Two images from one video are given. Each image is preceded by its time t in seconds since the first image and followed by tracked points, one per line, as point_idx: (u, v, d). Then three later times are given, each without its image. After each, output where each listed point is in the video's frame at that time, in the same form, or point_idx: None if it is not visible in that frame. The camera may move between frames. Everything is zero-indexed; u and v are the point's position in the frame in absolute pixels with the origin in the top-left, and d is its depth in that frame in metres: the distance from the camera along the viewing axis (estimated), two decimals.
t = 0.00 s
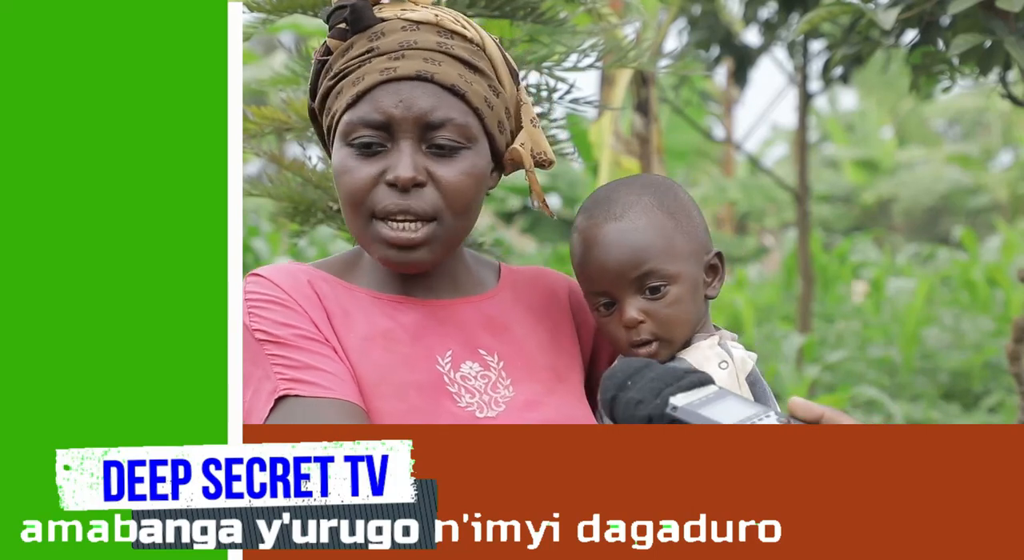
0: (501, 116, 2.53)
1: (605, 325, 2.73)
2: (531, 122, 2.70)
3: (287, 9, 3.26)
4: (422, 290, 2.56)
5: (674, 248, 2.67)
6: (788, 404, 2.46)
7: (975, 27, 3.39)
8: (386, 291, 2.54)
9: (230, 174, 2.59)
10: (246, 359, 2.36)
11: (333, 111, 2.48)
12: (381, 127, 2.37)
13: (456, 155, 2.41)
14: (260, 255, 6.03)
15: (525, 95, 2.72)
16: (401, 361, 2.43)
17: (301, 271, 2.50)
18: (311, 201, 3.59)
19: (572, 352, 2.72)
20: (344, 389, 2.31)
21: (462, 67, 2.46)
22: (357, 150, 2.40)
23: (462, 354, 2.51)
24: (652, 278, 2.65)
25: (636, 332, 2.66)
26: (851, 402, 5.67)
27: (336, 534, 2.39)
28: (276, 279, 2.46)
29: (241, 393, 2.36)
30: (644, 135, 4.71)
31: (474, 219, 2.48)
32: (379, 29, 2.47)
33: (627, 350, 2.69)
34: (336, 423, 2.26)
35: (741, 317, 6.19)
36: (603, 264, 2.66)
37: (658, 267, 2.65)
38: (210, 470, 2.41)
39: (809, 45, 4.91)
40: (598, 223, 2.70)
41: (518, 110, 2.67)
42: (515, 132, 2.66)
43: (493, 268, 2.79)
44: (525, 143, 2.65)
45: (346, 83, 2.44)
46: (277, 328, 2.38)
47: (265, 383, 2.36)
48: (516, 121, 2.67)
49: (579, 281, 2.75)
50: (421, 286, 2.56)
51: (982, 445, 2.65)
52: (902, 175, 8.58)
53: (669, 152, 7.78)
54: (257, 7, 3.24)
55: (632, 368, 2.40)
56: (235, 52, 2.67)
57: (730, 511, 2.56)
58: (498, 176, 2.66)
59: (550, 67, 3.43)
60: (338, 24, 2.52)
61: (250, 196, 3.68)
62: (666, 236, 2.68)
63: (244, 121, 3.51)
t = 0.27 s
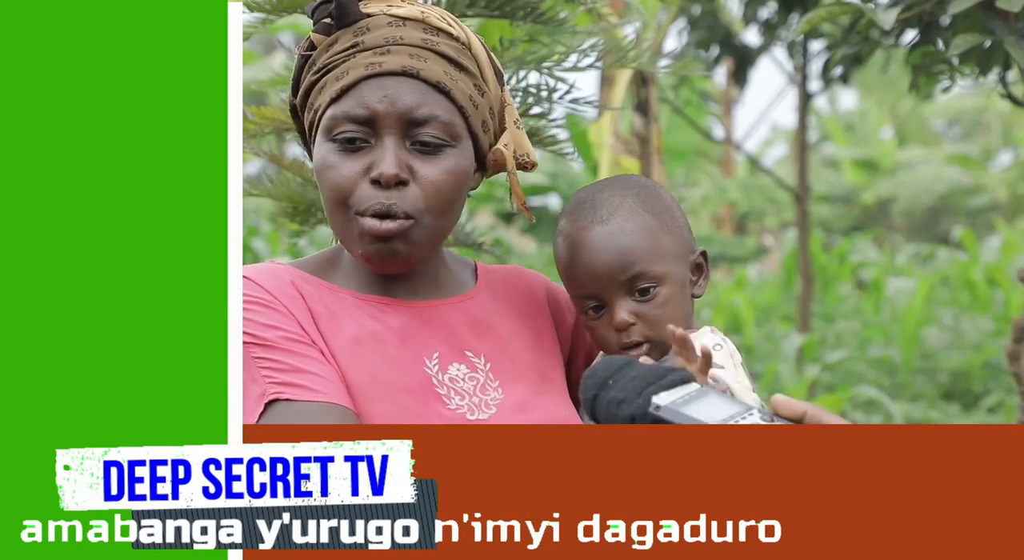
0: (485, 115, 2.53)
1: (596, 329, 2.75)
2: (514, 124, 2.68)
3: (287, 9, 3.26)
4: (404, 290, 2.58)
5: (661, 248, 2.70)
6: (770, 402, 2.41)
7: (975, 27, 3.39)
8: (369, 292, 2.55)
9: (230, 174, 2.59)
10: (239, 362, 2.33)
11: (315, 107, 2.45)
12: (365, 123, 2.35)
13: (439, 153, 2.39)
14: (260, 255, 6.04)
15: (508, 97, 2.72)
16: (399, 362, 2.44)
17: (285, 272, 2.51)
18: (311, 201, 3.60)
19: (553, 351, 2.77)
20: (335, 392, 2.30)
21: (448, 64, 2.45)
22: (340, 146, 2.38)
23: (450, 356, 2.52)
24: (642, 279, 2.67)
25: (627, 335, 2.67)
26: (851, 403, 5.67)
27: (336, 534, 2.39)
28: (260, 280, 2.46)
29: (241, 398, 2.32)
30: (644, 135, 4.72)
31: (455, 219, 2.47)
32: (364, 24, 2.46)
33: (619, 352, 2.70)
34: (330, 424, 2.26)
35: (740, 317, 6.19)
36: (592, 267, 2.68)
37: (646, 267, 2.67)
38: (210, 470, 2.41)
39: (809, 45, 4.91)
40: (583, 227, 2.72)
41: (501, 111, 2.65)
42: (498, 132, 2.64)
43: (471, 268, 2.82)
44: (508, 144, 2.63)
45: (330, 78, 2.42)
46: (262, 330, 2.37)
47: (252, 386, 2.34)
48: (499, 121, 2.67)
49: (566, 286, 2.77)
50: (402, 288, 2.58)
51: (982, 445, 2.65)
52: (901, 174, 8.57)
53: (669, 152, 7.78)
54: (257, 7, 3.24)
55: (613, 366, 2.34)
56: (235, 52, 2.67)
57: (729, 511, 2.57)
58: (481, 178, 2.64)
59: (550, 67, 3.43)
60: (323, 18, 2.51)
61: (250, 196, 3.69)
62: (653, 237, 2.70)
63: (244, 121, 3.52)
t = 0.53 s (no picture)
0: (470, 115, 2.54)
1: (558, 324, 2.77)
2: (498, 123, 2.72)
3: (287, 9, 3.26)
4: (389, 292, 2.57)
5: (624, 247, 2.74)
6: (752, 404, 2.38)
7: (975, 27, 3.39)
8: (356, 293, 2.53)
9: (230, 175, 2.59)
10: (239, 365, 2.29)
11: (299, 107, 2.43)
12: (353, 124, 2.34)
13: (427, 154, 2.40)
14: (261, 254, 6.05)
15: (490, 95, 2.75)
16: (397, 360, 2.44)
17: (272, 272, 2.45)
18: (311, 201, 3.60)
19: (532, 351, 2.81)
20: (339, 393, 2.26)
21: (435, 65, 2.45)
22: (326, 147, 2.36)
23: (441, 357, 2.53)
24: (606, 276, 2.70)
25: (591, 331, 2.70)
26: (851, 403, 5.67)
27: (336, 534, 2.39)
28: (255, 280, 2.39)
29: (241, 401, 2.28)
30: (643, 135, 4.72)
31: (441, 220, 2.48)
32: (350, 23, 2.44)
33: (581, 348, 2.73)
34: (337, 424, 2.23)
35: (740, 317, 6.20)
36: (558, 264, 2.70)
37: (611, 265, 2.70)
38: (210, 470, 2.41)
39: (809, 45, 4.91)
40: (549, 224, 2.74)
41: (484, 110, 2.68)
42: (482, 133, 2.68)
43: (445, 269, 2.83)
44: (493, 143, 2.66)
45: (315, 78, 2.39)
46: (259, 330, 2.31)
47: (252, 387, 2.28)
48: (482, 120, 2.69)
49: (530, 282, 2.79)
50: (389, 290, 2.57)
51: (982, 446, 2.65)
52: (901, 174, 8.57)
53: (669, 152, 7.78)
54: (256, 7, 3.24)
55: (593, 365, 2.45)
56: (235, 52, 2.67)
57: (729, 511, 2.57)
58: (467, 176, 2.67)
59: (550, 67, 3.43)
60: (307, 18, 2.50)
61: (250, 196, 3.69)
62: (617, 235, 2.73)
63: (245, 121, 3.52)
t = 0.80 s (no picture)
0: (458, 112, 2.54)
1: (525, 327, 2.79)
2: (482, 119, 2.73)
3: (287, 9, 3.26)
4: (380, 292, 2.58)
5: (583, 243, 2.80)
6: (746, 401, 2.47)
7: (974, 28, 3.39)
8: (349, 293, 2.54)
9: (230, 175, 2.59)
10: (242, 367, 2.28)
11: (286, 108, 2.42)
12: (344, 124, 2.34)
13: (419, 153, 2.40)
14: (261, 255, 6.05)
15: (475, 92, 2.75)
16: (397, 359, 2.45)
17: (268, 274, 2.45)
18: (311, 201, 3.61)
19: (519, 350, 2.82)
20: (346, 391, 2.27)
21: (423, 63, 2.45)
22: (317, 148, 2.35)
23: (437, 357, 2.53)
24: (567, 273, 2.76)
25: (558, 328, 2.74)
26: (851, 403, 5.67)
27: (336, 534, 2.39)
28: (253, 281, 2.38)
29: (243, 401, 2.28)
30: (644, 135, 4.73)
31: (434, 217, 2.48)
32: (335, 22, 2.43)
33: (550, 347, 2.76)
34: (347, 423, 2.23)
35: (741, 317, 6.20)
36: (519, 265, 2.75)
37: (571, 261, 2.76)
38: (210, 470, 2.41)
39: (809, 45, 4.91)
40: (508, 227, 2.78)
41: (470, 108, 2.68)
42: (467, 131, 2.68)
43: (426, 271, 2.82)
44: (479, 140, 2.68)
45: (303, 78, 2.38)
46: (261, 331, 2.30)
47: (258, 389, 2.27)
48: (467, 117, 2.67)
49: (493, 286, 2.82)
50: (379, 290, 2.59)
51: (982, 446, 2.65)
52: (901, 174, 8.56)
53: (669, 152, 7.79)
54: (256, 7, 3.24)
55: (582, 360, 2.36)
56: (235, 52, 2.67)
57: (729, 511, 2.57)
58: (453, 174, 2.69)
59: (550, 67, 3.43)
60: (291, 17, 2.47)
61: (250, 196, 3.69)
62: (574, 233, 2.79)
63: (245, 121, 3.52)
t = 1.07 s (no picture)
0: (453, 111, 2.55)
1: (517, 323, 2.78)
2: (473, 116, 2.73)
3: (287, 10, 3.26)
4: (373, 292, 2.58)
5: (579, 242, 2.77)
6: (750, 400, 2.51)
7: (975, 28, 3.39)
8: (343, 294, 2.54)
9: (230, 175, 2.58)
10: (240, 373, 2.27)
11: (284, 110, 2.41)
12: (345, 126, 2.33)
13: (420, 153, 2.41)
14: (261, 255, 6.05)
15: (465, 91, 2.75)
16: (395, 359, 2.46)
17: (263, 278, 2.44)
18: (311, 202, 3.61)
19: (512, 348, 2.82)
20: (345, 396, 2.26)
21: (421, 63, 2.45)
22: (318, 150, 2.34)
23: (432, 358, 2.53)
24: (563, 272, 2.73)
25: (552, 327, 2.72)
26: (851, 403, 5.67)
27: (336, 534, 2.40)
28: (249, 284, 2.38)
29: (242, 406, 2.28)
30: (644, 135, 4.73)
31: (434, 217, 2.49)
32: (331, 23, 2.43)
33: (543, 345, 2.75)
34: (344, 423, 2.23)
35: (740, 317, 6.20)
36: (515, 262, 2.71)
37: (567, 261, 2.73)
38: (210, 470, 2.41)
39: (809, 45, 4.91)
40: (505, 224, 2.75)
41: (462, 106, 2.68)
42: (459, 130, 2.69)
43: (418, 271, 2.81)
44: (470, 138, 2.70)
45: (301, 80, 2.38)
46: (259, 335, 2.29)
47: (256, 394, 2.26)
48: (458, 113, 2.68)
49: (488, 282, 2.79)
50: (373, 290, 2.58)
51: (982, 446, 2.65)
52: (901, 174, 8.55)
53: (670, 152, 7.78)
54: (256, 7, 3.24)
55: (588, 357, 2.31)
56: (235, 52, 2.67)
57: (729, 511, 2.57)
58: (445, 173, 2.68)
59: (550, 67, 3.43)
60: (285, 17, 2.46)
61: (250, 196, 3.69)
62: (571, 232, 2.76)
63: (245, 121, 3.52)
